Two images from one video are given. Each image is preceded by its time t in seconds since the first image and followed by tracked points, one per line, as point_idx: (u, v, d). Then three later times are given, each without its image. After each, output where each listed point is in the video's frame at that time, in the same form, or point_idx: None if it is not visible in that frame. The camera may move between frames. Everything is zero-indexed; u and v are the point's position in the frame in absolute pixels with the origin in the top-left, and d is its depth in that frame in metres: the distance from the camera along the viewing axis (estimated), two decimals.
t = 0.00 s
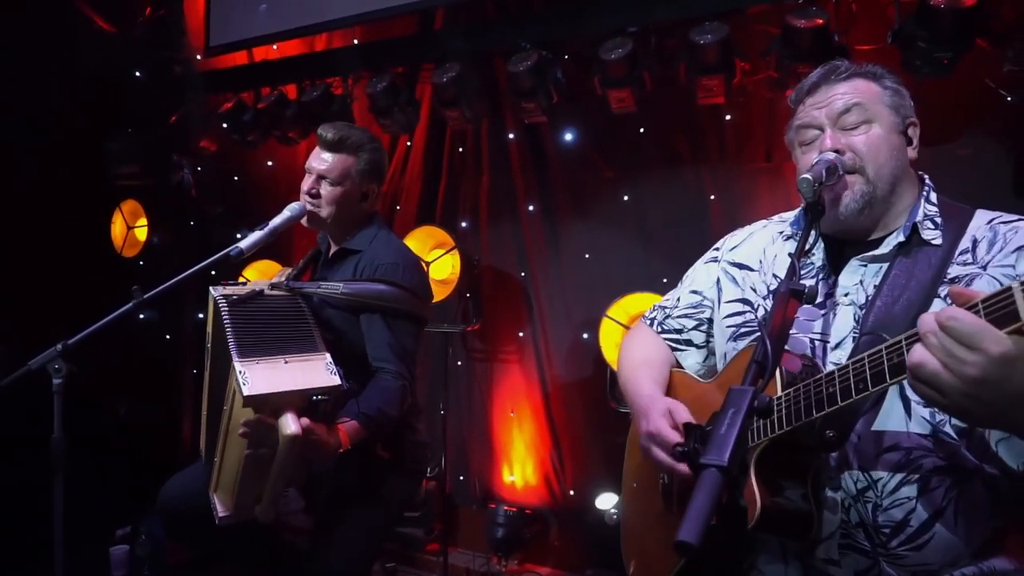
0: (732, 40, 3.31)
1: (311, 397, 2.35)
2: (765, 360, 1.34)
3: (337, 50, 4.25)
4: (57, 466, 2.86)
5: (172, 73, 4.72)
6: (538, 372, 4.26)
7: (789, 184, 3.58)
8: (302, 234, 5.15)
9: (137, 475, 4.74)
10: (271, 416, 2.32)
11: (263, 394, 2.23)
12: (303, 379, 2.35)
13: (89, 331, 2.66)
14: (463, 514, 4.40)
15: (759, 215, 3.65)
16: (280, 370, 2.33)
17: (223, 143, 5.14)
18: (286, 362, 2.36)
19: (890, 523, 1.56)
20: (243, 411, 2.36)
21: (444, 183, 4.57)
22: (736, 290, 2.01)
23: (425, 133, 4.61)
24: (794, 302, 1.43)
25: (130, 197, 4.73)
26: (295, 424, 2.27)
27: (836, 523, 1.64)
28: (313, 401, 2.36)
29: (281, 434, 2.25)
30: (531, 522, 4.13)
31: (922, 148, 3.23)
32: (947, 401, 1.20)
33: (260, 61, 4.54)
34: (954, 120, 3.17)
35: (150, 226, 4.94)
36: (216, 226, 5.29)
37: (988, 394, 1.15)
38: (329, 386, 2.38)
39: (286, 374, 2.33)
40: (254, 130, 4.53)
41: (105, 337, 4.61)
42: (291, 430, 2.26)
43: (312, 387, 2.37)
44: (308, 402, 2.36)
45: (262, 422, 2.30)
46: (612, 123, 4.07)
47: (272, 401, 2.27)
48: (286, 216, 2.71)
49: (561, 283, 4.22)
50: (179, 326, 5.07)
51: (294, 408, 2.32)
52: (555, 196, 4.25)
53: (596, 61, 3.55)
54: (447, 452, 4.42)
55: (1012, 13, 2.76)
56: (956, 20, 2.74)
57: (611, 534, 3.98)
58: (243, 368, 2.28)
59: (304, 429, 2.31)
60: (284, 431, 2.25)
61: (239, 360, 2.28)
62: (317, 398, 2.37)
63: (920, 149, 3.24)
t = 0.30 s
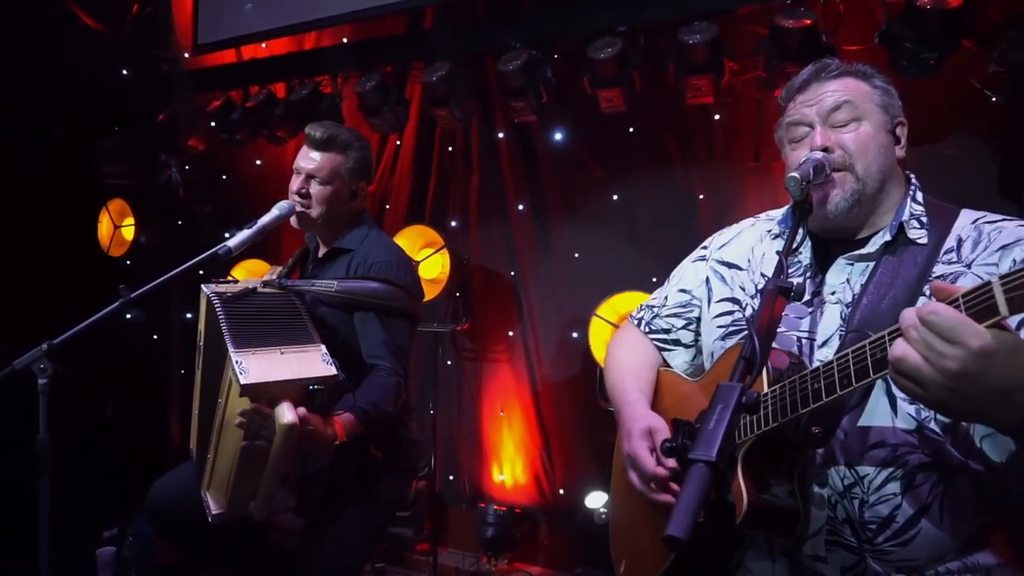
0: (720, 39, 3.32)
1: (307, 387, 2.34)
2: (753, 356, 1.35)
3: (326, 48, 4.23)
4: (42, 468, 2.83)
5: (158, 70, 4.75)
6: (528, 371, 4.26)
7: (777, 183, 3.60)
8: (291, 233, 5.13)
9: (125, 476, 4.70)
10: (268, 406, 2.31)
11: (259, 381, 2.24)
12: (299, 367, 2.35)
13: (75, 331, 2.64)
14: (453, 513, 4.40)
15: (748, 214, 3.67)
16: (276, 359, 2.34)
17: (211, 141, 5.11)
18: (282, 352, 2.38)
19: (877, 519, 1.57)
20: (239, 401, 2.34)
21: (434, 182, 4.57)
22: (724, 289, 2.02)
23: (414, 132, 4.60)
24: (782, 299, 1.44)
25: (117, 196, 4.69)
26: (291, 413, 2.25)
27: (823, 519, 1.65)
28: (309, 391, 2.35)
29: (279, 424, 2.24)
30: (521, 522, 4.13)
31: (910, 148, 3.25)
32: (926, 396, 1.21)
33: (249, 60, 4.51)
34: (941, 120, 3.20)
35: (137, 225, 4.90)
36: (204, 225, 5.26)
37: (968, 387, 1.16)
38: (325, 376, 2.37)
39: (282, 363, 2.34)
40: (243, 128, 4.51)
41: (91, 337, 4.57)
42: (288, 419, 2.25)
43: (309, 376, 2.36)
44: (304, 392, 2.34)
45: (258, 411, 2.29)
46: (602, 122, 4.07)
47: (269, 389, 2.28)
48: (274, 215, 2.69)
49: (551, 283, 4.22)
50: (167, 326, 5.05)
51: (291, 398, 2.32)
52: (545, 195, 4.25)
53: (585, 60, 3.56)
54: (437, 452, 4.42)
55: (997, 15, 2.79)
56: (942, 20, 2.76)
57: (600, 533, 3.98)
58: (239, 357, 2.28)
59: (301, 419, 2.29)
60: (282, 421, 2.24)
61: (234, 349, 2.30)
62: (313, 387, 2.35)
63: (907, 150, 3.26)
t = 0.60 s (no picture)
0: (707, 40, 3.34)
1: (297, 372, 2.34)
2: (741, 356, 1.35)
3: (312, 47, 4.21)
4: (24, 470, 2.80)
5: (144, 68, 4.72)
6: (515, 371, 4.26)
7: (763, 183, 3.62)
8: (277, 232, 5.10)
9: (107, 478, 4.66)
10: (260, 392, 2.29)
11: (247, 367, 2.24)
12: (288, 355, 2.35)
13: (57, 330, 2.60)
14: (440, 513, 4.39)
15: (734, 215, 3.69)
16: (264, 347, 2.35)
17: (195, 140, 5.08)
18: (271, 340, 2.38)
19: (861, 518, 1.58)
20: (231, 388, 2.30)
21: (421, 182, 4.56)
22: (709, 288, 2.03)
23: (401, 132, 4.59)
24: (769, 299, 1.45)
25: (100, 195, 4.65)
26: (283, 399, 2.24)
27: (807, 519, 1.66)
28: (300, 376, 2.35)
29: (270, 410, 2.22)
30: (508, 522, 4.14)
31: (893, 149, 3.29)
32: (908, 397, 1.22)
33: (234, 57, 4.48)
34: (924, 122, 3.23)
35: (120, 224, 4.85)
36: (189, 225, 5.23)
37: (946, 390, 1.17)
38: (315, 361, 2.38)
39: (271, 351, 2.34)
40: (228, 126, 4.50)
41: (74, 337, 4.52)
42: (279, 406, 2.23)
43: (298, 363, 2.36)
44: (296, 377, 2.35)
45: (249, 397, 2.27)
46: (588, 122, 4.08)
47: (259, 376, 2.26)
48: (259, 214, 2.66)
49: (538, 283, 4.23)
50: (151, 326, 5.00)
51: (281, 384, 2.31)
52: (532, 195, 4.26)
53: (572, 60, 3.57)
54: (424, 452, 4.41)
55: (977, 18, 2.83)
56: (924, 23, 2.79)
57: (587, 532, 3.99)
58: (228, 345, 2.29)
59: (293, 406, 2.27)
60: (273, 407, 2.22)
61: (222, 337, 2.31)
62: (303, 373, 2.36)
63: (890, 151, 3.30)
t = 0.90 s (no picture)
0: (697, 39, 3.35)
1: (294, 357, 2.31)
2: (732, 351, 1.35)
3: (300, 44, 4.18)
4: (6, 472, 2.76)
5: (128, 64, 4.61)
6: (504, 370, 4.25)
7: (751, 182, 3.63)
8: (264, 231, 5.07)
9: (93, 479, 4.61)
10: (257, 377, 2.26)
11: (246, 351, 2.22)
12: (283, 339, 2.33)
13: (38, 330, 2.54)
14: (430, 513, 4.38)
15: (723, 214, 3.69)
16: (258, 333, 2.33)
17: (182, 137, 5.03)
18: (264, 328, 2.37)
19: (849, 515, 1.58)
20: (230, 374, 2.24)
21: (410, 181, 4.54)
22: (697, 285, 2.02)
23: (390, 130, 4.57)
24: (760, 294, 1.44)
25: (86, 193, 4.60)
26: (280, 383, 2.21)
27: (796, 517, 1.65)
28: (296, 361, 2.32)
29: (268, 394, 2.19)
30: (498, 521, 4.13)
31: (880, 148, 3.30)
32: (894, 389, 1.22)
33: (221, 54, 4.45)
34: (911, 121, 3.25)
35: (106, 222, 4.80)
36: (176, 224, 5.18)
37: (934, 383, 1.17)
38: (310, 345, 2.35)
39: (266, 337, 2.33)
40: (215, 124, 4.47)
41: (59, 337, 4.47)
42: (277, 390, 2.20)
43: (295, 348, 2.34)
44: (291, 363, 2.32)
45: (245, 383, 2.23)
46: (578, 120, 4.07)
47: (257, 360, 2.25)
48: (246, 211, 2.63)
49: (527, 282, 4.22)
50: (137, 325, 4.96)
51: (278, 369, 2.29)
52: (521, 193, 4.25)
53: (562, 58, 3.56)
54: (413, 451, 4.39)
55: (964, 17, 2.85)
56: (912, 22, 2.80)
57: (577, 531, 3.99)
58: (223, 332, 2.28)
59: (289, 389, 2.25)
60: (271, 391, 2.19)
61: (217, 326, 2.29)
62: (300, 358, 2.33)
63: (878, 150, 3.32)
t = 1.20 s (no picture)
0: (686, 38, 3.35)
1: (283, 348, 2.30)
2: (717, 350, 1.35)
3: (288, 42, 4.15)
4: None
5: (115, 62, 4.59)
6: (494, 370, 4.24)
7: (740, 181, 3.64)
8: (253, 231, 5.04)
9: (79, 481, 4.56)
10: (248, 367, 2.24)
11: (236, 341, 2.21)
12: (273, 331, 2.32)
13: (20, 330, 2.48)
14: (419, 513, 4.36)
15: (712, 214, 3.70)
16: (247, 326, 2.32)
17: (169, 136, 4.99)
18: (253, 321, 2.36)
19: (834, 515, 1.58)
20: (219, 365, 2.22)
21: (399, 180, 4.52)
22: (686, 283, 2.02)
23: (380, 129, 4.55)
24: (746, 293, 1.44)
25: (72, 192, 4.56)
26: (273, 372, 2.19)
27: (781, 517, 1.65)
28: (286, 352, 2.31)
29: (260, 383, 2.17)
30: (487, 521, 4.12)
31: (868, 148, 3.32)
32: (879, 396, 1.22)
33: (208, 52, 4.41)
34: (899, 121, 3.26)
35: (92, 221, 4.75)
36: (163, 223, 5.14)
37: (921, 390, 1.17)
38: (300, 336, 2.34)
39: (256, 329, 2.32)
40: (202, 123, 4.43)
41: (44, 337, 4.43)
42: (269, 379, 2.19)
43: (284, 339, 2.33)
44: (282, 353, 2.31)
45: (236, 372, 2.21)
46: (568, 120, 4.07)
47: (247, 350, 2.24)
48: (233, 210, 2.61)
49: (517, 282, 4.21)
50: (124, 325, 4.91)
51: (268, 359, 2.28)
52: (511, 193, 4.24)
53: (551, 57, 3.55)
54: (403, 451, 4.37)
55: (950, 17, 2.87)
56: (899, 22, 2.81)
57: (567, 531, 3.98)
58: (212, 324, 2.27)
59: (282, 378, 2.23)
60: (263, 380, 2.18)
61: (206, 318, 2.28)
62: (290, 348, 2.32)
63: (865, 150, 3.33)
